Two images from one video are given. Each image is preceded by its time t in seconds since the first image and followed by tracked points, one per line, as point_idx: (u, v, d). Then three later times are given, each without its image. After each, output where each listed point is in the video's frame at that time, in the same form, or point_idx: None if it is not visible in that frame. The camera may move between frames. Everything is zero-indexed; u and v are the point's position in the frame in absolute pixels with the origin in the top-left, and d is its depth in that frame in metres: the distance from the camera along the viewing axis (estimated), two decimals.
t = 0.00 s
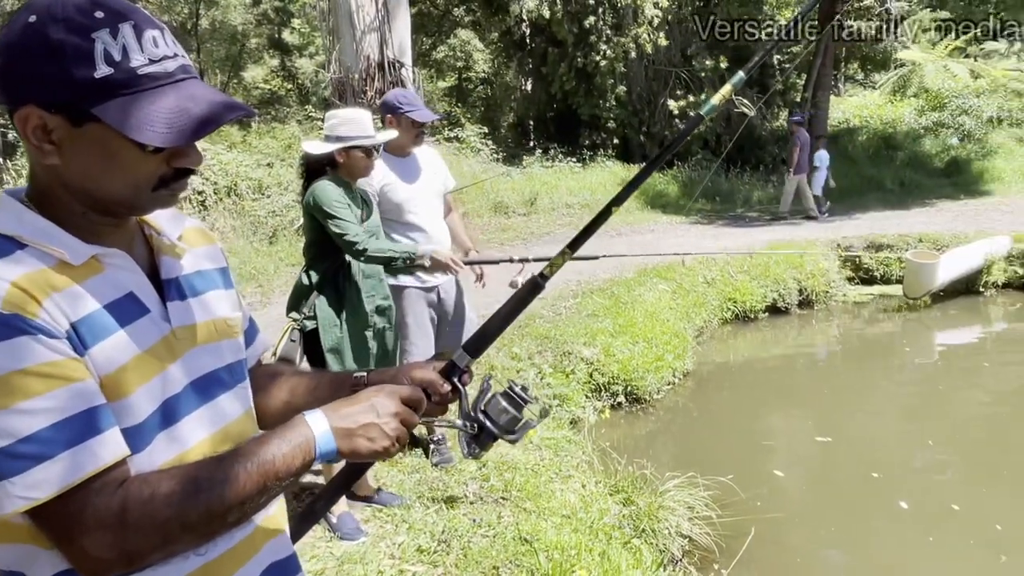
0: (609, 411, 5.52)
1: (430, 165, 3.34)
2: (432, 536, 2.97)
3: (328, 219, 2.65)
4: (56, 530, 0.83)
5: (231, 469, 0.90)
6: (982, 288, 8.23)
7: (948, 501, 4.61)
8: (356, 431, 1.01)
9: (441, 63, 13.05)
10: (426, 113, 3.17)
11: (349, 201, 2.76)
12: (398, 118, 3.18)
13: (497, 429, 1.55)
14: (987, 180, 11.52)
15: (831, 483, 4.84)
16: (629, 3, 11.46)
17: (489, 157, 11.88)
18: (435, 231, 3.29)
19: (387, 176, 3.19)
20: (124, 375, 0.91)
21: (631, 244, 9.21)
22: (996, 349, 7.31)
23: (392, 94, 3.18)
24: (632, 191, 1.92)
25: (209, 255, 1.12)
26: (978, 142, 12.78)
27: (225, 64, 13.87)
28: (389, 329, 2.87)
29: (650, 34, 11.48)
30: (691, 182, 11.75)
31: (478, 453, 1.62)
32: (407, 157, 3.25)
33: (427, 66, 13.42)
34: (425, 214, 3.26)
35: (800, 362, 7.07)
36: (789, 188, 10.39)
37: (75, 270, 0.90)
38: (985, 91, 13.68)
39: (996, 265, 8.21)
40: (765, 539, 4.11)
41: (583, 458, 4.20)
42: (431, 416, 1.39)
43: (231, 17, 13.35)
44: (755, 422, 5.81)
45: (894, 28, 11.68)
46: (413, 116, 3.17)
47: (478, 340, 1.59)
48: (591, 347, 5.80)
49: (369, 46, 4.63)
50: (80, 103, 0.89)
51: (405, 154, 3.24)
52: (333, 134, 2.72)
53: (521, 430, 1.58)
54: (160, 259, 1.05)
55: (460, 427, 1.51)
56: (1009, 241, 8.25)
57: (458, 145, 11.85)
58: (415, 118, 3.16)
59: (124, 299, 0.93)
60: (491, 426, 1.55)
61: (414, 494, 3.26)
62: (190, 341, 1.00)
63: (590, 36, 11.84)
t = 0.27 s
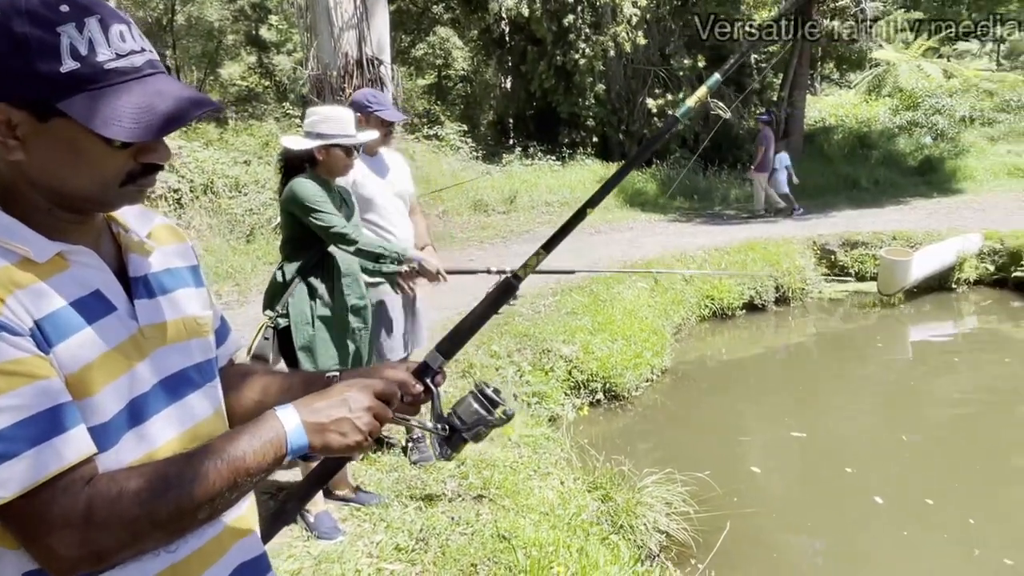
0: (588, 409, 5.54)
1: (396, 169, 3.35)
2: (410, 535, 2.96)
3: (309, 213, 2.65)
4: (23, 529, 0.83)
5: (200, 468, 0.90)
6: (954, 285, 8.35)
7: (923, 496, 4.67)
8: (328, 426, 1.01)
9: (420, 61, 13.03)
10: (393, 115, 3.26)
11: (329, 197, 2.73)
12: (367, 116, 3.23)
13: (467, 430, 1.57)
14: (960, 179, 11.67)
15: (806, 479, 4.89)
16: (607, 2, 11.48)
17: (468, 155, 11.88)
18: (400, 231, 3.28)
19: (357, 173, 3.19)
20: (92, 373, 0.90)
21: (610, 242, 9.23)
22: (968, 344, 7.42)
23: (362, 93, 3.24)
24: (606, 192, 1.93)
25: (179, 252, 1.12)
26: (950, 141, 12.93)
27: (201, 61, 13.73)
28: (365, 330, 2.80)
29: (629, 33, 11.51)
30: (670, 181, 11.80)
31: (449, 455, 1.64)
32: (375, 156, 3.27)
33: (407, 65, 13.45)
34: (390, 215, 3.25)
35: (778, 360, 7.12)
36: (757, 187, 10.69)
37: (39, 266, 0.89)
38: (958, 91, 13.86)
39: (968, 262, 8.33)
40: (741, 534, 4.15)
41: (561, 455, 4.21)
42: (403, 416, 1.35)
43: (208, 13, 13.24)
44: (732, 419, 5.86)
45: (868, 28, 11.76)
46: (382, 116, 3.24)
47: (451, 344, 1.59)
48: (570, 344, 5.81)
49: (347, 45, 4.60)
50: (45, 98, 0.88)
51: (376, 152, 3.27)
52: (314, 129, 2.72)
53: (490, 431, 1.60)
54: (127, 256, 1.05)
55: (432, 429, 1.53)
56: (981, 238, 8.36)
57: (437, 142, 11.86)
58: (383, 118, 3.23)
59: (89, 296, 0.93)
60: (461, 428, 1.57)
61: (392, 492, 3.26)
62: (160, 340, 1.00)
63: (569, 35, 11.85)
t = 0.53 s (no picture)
0: (566, 405, 5.57)
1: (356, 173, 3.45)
2: (386, 532, 2.97)
3: (297, 208, 2.64)
4: None
5: (161, 467, 0.92)
6: (927, 281, 8.48)
7: (895, 490, 4.75)
8: (291, 426, 1.04)
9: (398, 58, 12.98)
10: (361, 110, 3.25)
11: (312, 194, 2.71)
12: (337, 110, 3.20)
13: (433, 427, 1.60)
14: (932, 176, 11.82)
15: (780, 473, 4.96)
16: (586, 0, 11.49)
17: (448, 153, 11.87)
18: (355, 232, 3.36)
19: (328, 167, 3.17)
20: (53, 372, 0.91)
21: (589, 240, 9.27)
22: (939, 339, 7.54)
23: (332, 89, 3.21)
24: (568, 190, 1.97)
25: (143, 249, 1.12)
26: (923, 139, 13.08)
27: (177, 57, 13.58)
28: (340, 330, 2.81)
29: (607, 32, 11.54)
30: (648, 178, 11.86)
31: (416, 451, 1.67)
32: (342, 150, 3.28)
33: (385, 62, 13.41)
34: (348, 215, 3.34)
35: (754, 356, 7.20)
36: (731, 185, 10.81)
37: None
38: (931, 90, 14.04)
39: (940, 259, 8.45)
40: (715, 528, 4.20)
41: (539, 452, 4.23)
42: (371, 412, 1.41)
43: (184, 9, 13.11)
44: (708, 414, 5.92)
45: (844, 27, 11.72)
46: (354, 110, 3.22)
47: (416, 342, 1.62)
48: (548, 341, 5.83)
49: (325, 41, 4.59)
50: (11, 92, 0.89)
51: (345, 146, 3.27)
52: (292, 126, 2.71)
53: (456, 427, 1.64)
54: (90, 253, 1.05)
55: (399, 426, 1.55)
56: (953, 235, 8.49)
57: (416, 140, 11.85)
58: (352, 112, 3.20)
59: (48, 294, 0.93)
60: (428, 425, 1.60)
61: (369, 490, 3.26)
62: (122, 339, 1.01)
63: (548, 32, 11.85)
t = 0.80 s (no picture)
0: (545, 402, 5.59)
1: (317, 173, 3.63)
2: (364, 530, 2.98)
3: (276, 204, 2.63)
4: None
5: (127, 466, 0.94)
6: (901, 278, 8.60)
7: (870, 483, 4.81)
8: (259, 425, 1.05)
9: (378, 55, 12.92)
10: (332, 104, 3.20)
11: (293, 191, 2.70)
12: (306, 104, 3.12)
13: (405, 426, 1.62)
14: (907, 174, 11.95)
15: (756, 468, 5.02)
16: None
17: (428, 150, 11.85)
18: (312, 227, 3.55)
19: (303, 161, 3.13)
20: (19, 372, 0.91)
21: (570, 238, 9.29)
22: (912, 334, 7.66)
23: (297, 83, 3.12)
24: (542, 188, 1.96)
25: (111, 248, 1.13)
26: (898, 137, 13.22)
27: (153, 52, 13.41)
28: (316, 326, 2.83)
29: (587, 29, 11.56)
30: (628, 176, 11.89)
31: (388, 451, 1.67)
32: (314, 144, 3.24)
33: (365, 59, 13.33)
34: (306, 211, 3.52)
35: (732, 352, 7.27)
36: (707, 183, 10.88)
37: None
38: (906, 89, 14.20)
39: (914, 255, 8.57)
40: (692, 522, 4.25)
41: (518, 448, 4.25)
42: (342, 412, 1.41)
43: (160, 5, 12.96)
44: (686, 410, 5.97)
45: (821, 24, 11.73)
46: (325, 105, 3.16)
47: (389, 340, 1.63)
48: (528, 338, 5.85)
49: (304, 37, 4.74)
50: None
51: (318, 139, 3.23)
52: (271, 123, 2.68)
53: (428, 427, 1.65)
54: (55, 251, 1.05)
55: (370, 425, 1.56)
56: (926, 232, 8.61)
57: (396, 137, 11.80)
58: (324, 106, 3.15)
59: (11, 293, 0.93)
60: (400, 424, 1.61)
61: (347, 488, 3.27)
62: (89, 339, 1.02)
63: (528, 29, 11.84)
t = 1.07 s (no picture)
0: (523, 399, 5.61)
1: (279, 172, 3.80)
2: (342, 528, 2.98)
3: (251, 200, 2.61)
4: None
5: (92, 469, 0.94)
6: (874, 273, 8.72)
7: (845, 477, 4.88)
8: (228, 428, 1.05)
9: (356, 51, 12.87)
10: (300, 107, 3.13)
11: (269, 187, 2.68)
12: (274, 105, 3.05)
13: (378, 429, 1.62)
14: (880, 171, 12.11)
15: (733, 463, 5.07)
16: None
17: (406, 147, 11.82)
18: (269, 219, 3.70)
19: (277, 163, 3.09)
20: None
21: (548, 235, 9.30)
22: (885, 329, 7.77)
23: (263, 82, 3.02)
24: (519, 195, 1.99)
25: (78, 246, 1.12)
26: (871, 134, 13.38)
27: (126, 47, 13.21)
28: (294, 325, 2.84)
29: (565, 26, 11.60)
30: (606, 173, 11.92)
31: (361, 453, 1.67)
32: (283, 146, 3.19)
33: (342, 55, 13.27)
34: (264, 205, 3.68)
35: (709, 348, 7.34)
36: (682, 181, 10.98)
37: None
38: (879, 87, 14.38)
39: (887, 251, 8.69)
40: (669, 516, 4.29)
41: (496, 445, 4.26)
42: (315, 415, 1.40)
43: None
44: (664, 405, 6.01)
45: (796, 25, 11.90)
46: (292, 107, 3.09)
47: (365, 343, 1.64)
48: (506, 335, 5.86)
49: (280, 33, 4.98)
50: None
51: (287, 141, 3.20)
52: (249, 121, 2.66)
53: (402, 430, 1.65)
54: (21, 249, 1.04)
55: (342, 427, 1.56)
56: (899, 228, 8.74)
57: (374, 133, 11.75)
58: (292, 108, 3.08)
59: None
60: (373, 427, 1.61)
61: (324, 487, 3.26)
62: (55, 338, 1.01)
63: (506, 26, 11.86)
